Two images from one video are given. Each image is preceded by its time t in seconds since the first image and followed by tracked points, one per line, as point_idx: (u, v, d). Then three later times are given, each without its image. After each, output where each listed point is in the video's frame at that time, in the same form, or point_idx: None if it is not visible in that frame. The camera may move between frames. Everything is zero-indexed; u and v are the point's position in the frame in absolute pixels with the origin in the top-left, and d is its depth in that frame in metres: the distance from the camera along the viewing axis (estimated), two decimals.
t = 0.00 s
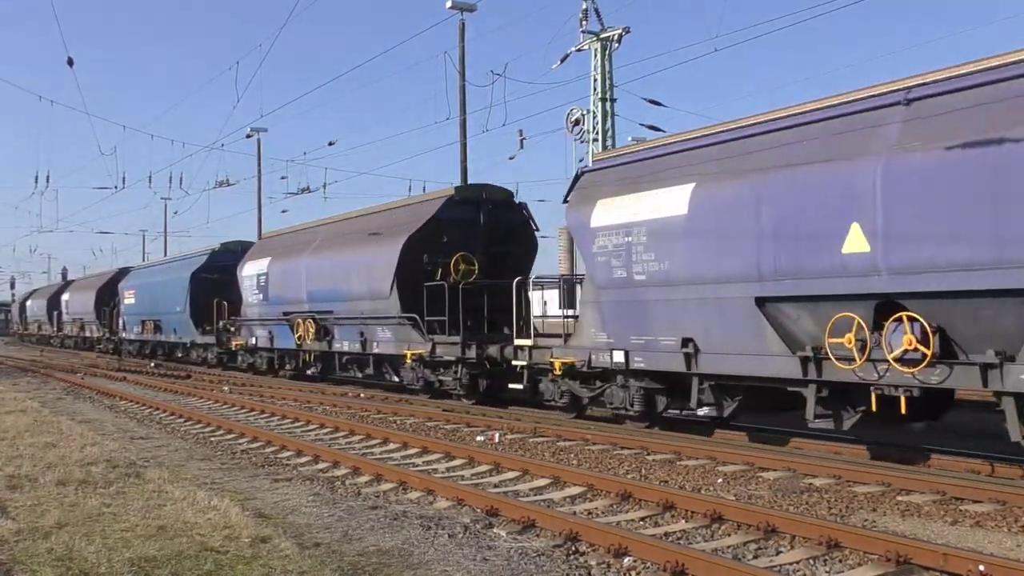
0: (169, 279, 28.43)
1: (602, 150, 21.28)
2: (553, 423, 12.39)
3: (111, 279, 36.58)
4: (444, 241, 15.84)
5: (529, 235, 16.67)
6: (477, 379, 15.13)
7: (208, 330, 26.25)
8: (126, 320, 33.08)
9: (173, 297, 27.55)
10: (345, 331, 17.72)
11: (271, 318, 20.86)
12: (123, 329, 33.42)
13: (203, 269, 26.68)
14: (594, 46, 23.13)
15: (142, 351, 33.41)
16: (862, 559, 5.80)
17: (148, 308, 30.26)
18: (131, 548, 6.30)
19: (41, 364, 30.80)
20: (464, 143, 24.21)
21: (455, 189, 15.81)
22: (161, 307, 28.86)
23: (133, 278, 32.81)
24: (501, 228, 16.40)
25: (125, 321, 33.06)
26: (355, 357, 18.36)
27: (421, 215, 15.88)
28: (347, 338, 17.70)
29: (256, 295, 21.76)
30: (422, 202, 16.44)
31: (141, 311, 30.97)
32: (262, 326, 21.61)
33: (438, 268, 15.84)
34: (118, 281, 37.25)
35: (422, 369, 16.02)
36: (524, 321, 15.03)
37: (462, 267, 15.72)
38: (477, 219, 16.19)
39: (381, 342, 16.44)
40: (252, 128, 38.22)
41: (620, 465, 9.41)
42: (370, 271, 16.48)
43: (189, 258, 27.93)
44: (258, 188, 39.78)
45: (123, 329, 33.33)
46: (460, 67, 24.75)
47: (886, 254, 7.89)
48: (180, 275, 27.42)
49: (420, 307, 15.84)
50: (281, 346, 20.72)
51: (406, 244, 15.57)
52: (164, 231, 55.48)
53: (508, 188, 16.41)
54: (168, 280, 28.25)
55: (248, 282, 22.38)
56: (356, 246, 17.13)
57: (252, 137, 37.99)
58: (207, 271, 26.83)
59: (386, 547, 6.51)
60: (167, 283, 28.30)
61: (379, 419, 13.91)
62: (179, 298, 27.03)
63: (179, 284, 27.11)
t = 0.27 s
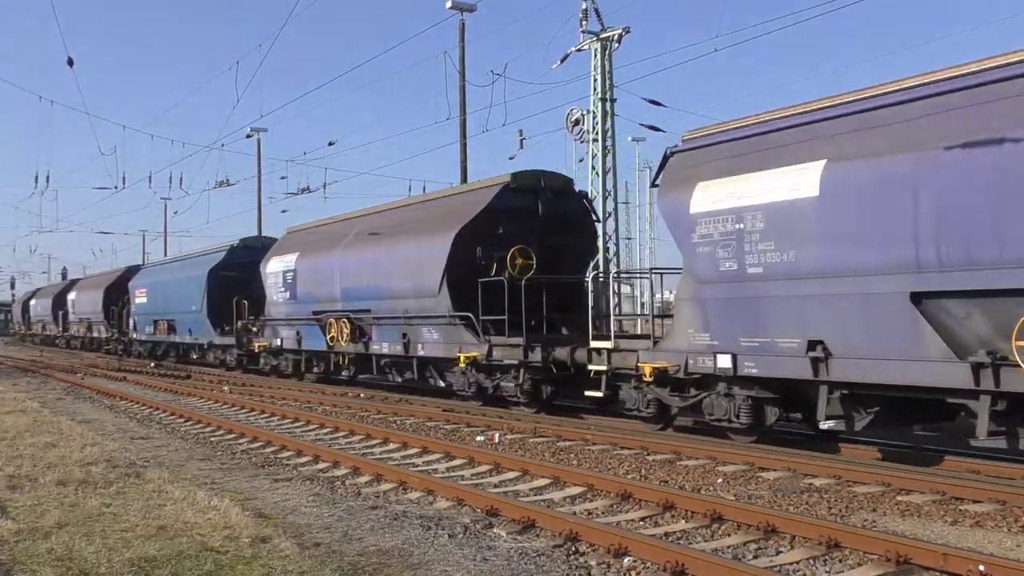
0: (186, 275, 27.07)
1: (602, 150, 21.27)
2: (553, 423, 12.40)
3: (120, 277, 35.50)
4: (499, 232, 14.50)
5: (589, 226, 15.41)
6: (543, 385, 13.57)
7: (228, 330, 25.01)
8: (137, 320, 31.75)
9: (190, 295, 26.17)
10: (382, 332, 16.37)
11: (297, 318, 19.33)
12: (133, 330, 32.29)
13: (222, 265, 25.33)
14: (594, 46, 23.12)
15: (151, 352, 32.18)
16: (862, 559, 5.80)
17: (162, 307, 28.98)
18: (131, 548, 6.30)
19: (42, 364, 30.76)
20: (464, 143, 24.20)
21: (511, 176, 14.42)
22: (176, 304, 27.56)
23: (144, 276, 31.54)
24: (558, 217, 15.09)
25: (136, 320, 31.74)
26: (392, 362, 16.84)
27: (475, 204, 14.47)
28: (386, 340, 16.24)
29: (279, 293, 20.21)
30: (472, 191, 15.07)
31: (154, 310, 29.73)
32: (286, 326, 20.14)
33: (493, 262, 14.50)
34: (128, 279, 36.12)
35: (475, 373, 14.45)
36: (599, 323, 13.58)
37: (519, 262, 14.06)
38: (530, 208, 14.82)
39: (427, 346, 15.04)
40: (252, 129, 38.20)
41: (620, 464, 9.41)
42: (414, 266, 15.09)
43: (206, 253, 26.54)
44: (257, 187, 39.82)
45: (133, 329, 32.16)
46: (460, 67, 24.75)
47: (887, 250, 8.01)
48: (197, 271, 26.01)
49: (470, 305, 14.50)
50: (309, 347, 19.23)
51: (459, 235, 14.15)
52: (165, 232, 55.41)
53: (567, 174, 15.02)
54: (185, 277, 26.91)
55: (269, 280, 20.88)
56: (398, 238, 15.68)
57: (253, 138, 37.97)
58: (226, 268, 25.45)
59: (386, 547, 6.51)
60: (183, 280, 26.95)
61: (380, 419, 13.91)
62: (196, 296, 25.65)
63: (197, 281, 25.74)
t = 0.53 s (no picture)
0: (205, 273, 25.88)
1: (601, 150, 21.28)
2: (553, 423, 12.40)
3: (128, 276, 34.49)
4: (567, 222, 13.02)
5: (662, 216, 13.78)
6: (627, 392, 12.14)
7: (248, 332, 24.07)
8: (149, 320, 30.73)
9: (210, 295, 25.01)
10: (425, 333, 15.35)
11: (331, 316, 18.06)
12: (145, 332, 31.35)
13: (242, 263, 24.29)
14: (593, 46, 23.13)
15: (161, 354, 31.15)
16: (862, 559, 5.80)
17: (178, 307, 27.92)
18: (131, 548, 6.30)
19: (42, 364, 30.72)
20: (464, 143, 24.21)
21: (579, 159, 12.89)
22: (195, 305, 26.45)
23: (157, 275, 30.41)
24: (631, 205, 13.43)
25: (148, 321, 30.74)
26: (441, 364, 15.65)
27: (537, 191, 13.03)
28: (437, 341, 15.12)
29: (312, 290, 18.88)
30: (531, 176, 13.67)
31: (168, 311, 28.67)
32: (316, 326, 18.90)
33: (558, 255, 13.13)
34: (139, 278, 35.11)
35: (540, 380, 13.01)
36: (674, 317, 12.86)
37: (588, 256, 12.94)
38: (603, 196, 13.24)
39: (483, 347, 13.86)
40: (251, 128, 38.15)
41: (620, 464, 9.42)
42: (468, 260, 13.81)
43: (226, 250, 25.39)
44: (258, 187, 39.80)
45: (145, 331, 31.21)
46: (460, 67, 24.74)
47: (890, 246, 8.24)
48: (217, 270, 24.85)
49: (531, 301, 13.27)
50: (342, 348, 18.03)
51: (522, 225, 12.78)
52: (165, 231, 55.08)
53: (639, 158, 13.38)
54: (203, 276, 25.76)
55: (297, 276, 19.54)
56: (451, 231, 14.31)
57: (252, 137, 37.93)
58: (247, 266, 24.48)
59: (386, 547, 6.51)
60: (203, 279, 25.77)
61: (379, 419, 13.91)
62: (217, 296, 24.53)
63: (218, 280, 24.59)
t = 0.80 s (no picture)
0: (224, 269, 24.07)
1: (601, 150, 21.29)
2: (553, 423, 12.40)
3: (139, 274, 32.86)
4: (658, 209, 11.28)
5: (763, 203, 11.93)
6: (735, 401, 10.47)
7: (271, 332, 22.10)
8: (160, 319, 29.10)
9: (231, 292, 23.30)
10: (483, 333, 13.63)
11: (371, 314, 16.37)
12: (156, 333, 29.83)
13: (264, 259, 22.20)
14: (593, 46, 23.14)
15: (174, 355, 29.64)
16: (862, 559, 5.80)
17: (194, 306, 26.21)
18: (131, 548, 6.30)
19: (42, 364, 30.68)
20: (464, 143, 24.22)
21: (672, 136, 11.09)
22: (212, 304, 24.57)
23: (170, 272, 28.80)
24: (729, 190, 11.62)
25: (160, 319, 29.09)
26: (499, 368, 14.04)
27: (622, 172, 11.32)
28: (499, 342, 13.33)
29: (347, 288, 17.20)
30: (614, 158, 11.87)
31: (182, 309, 27.03)
32: (354, 327, 17.14)
33: (649, 245, 11.40)
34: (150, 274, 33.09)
35: (628, 387, 11.28)
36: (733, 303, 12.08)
37: (684, 247, 11.24)
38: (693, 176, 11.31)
39: (557, 349, 12.14)
40: (251, 129, 38.14)
41: (620, 464, 9.42)
42: (538, 252, 12.20)
43: (245, 244, 23.38)
44: (258, 187, 39.81)
45: (156, 331, 29.66)
46: (460, 67, 24.75)
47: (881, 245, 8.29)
48: (238, 265, 23.04)
49: (614, 297, 11.59)
50: (382, 350, 16.41)
51: (606, 211, 11.06)
52: (165, 231, 54.64)
53: (737, 136, 11.58)
54: (221, 272, 24.06)
55: (331, 272, 17.94)
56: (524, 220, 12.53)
57: (252, 137, 37.92)
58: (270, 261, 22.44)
59: (386, 547, 6.51)
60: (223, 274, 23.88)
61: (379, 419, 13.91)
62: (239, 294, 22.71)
63: (241, 277, 22.68)
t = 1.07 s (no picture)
0: (245, 264, 22.62)
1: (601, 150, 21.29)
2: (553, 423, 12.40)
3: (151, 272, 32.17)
4: (768, 194, 9.84)
5: (875, 188, 10.60)
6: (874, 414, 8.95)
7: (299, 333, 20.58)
8: (174, 319, 27.71)
9: (254, 289, 21.81)
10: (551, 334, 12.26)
11: (416, 315, 15.02)
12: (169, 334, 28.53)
13: (290, 254, 20.70)
14: (594, 46, 23.15)
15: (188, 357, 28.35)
16: (863, 559, 5.80)
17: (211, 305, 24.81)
18: (132, 548, 6.30)
19: (42, 364, 30.65)
20: (464, 143, 24.23)
21: (785, 110, 9.69)
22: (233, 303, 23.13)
23: (184, 270, 27.39)
24: (841, 173, 10.23)
25: (174, 319, 27.70)
26: (571, 373, 12.65)
27: (735, 147, 9.78)
28: (570, 344, 11.97)
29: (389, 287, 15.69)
30: (672, 144, 10.92)
31: (198, 309, 25.64)
32: (396, 328, 15.81)
33: (757, 234, 9.93)
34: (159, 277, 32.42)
35: (732, 396, 9.78)
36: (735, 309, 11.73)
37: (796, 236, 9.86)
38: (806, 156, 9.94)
39: (644, 352, 10.77)
40: (251, 128, 38.14)
41: (620, 464, 9.43)
42: (622, 242, 10.73)
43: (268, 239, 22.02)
44: (258, 187, 39.86)
45: (170, 332, 28.33)
46: (460, 67, 24.76)
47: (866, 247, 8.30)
48: (261, 261, 21.58)
49: (716, 294, 10.07)
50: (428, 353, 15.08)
51: (714, 193, 9.60)
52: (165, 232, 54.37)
53: (854, 111, 10.21)
54: (242, 268, 22.62)
55: (370, 269, 16.43)
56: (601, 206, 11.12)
57: (252, 137, 37.93)
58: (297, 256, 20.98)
59: (386, 547, 6.51)
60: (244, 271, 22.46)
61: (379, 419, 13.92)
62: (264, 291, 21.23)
63: (264, 273, 21.23)
